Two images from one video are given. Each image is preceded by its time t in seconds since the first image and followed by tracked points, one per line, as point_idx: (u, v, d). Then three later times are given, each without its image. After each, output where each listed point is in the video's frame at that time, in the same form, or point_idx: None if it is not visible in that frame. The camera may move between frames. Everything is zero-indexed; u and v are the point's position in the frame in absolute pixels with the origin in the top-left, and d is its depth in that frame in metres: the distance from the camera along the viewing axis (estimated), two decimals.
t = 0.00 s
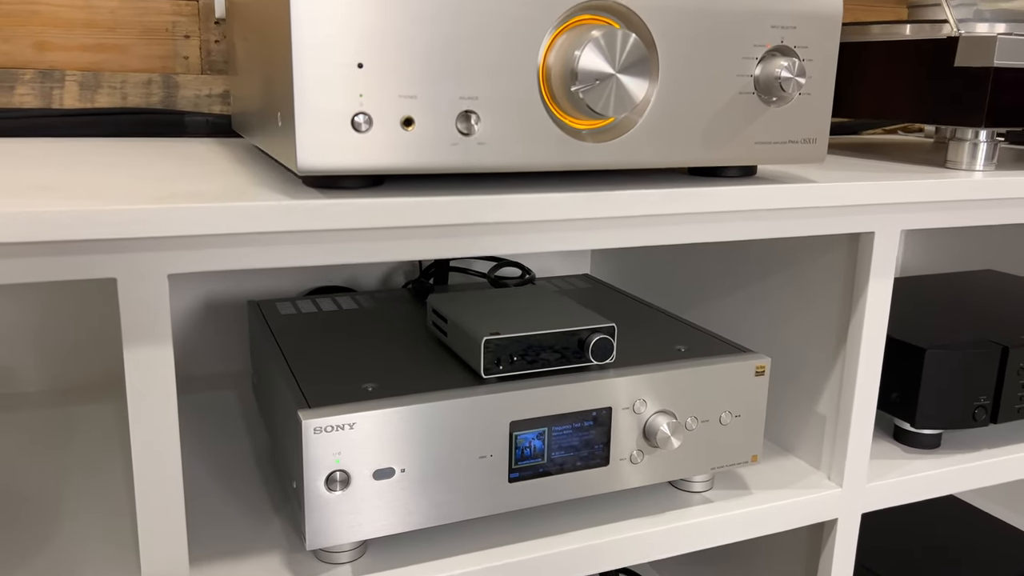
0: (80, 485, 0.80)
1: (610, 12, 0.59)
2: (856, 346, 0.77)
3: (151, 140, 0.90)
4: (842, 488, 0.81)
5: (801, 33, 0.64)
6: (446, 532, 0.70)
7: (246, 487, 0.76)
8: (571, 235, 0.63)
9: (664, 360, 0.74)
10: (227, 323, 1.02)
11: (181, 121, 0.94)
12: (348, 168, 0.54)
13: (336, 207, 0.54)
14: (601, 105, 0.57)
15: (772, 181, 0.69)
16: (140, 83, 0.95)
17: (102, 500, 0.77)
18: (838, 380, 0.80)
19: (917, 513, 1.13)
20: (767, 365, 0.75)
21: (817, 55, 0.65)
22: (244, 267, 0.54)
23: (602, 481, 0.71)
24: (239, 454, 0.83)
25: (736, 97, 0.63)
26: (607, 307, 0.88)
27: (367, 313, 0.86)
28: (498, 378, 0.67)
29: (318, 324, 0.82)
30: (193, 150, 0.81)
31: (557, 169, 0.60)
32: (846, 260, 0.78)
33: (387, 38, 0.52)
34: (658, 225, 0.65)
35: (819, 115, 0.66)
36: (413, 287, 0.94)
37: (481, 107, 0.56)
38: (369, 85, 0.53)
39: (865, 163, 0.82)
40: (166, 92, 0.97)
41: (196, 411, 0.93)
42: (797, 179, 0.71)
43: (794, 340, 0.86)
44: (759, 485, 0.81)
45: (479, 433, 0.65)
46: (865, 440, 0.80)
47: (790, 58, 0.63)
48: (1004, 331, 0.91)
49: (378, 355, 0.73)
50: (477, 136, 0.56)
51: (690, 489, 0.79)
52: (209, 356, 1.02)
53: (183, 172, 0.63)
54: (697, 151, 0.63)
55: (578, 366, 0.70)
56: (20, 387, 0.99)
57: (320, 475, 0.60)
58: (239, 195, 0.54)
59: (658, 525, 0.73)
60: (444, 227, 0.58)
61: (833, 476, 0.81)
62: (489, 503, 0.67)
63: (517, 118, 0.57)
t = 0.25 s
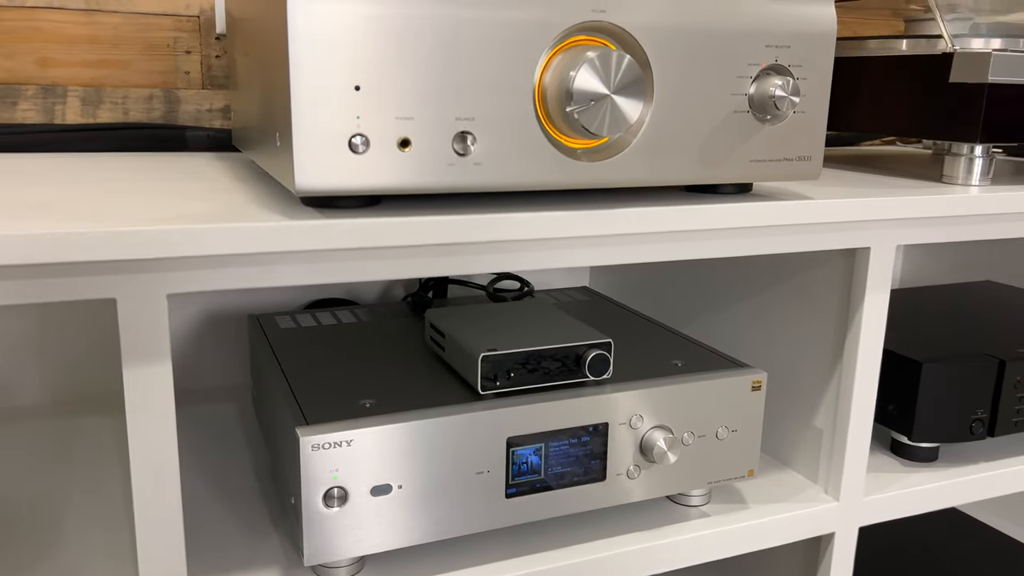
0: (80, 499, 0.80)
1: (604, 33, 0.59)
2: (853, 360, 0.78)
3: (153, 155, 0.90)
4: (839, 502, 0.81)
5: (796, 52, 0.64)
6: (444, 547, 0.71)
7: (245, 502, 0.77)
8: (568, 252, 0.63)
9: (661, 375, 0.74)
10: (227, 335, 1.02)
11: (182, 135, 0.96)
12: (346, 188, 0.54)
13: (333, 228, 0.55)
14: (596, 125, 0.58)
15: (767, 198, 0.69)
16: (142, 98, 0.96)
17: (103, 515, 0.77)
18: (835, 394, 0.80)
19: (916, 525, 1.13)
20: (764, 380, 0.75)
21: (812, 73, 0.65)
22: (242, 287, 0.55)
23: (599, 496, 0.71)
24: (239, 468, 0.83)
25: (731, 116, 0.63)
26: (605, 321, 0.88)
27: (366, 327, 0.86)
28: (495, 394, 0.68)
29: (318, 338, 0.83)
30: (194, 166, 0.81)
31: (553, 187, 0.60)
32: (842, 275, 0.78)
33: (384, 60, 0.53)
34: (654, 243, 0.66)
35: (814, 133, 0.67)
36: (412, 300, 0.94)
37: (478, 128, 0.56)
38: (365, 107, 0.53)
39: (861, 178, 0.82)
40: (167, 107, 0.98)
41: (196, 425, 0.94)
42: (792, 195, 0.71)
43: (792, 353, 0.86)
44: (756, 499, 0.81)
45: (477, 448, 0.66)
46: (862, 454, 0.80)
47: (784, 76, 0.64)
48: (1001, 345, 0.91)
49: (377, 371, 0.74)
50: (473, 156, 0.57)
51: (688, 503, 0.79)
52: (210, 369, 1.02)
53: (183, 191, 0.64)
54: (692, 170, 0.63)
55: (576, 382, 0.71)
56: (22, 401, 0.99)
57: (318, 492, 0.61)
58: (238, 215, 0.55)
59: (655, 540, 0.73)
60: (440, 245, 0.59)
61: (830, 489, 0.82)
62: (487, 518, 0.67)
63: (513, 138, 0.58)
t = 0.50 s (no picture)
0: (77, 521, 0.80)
1: (599, 60, 0.59)
2: (850, 382, 0.78)
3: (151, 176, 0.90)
4: (837, 524, 0.80)
5: (791, 78, 0.65)
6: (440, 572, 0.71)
7: (241, 525, 0.76)
8: (563, 278, 0.63)
9: (657, 398, 0.74)
10: (224, 354, 1.02)
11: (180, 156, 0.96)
12: (340, 218, 0.54)
13: (328, 257, 0.55)
14: (590, 153, 0.58)
15: (763, 222, 0.69)
16: (141, 118, 0.96)
17: (99, 537, 0.77)
18: (833, 416, 0.80)
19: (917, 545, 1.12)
20: (761, 403, 0.75)
21: (807, 99, 0.65)
22: (237, 316, 0.55)
23: (596, 521, 0.71)
24: (236, 490, 0.83)
25: (726, 142, 0.63)
26: (602, 342, 0.88)
27: (363, 347, 0.86)
28: (491, 419, 0.68)
29: (315, 360, 0.83)
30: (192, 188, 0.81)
31: (547, 214, 0.60)
32: (839, 298, 0.78)
33: (378, 90, 0.53)
34: (650, 268, 0.66)
35: (809, 158, 0.67)
36: (410, 320, 0.94)
37: (472, 156, 0.56)
38: (359, 137, 0.53)
39: (858, 200, 0.82)
40: (166, 127, 0.98)
41: (194, 445, 0.93)
42: (789, 219, 0.71)
43: (789, 374, 0.86)
44: (754, 522, 0.81)
45: (472, 474, 0.65)
46: (860, 476, 0.80)
47: (779, 102, 0.64)
48: (1001, 365, 0.90)
49: (373, 395, 0.73)
50: (467, 184, 0.57)
51: (686, 526, 0.79)
52: (207, 388, 1.02)
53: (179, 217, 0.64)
54: (688, 196, 0.63)
55: (572, 406, 0.71)
56: (20, 420, 0.99)
57: (312, 519, 0.61)
58: (232, 244, 0.55)
59: (652, 564, 0.73)
60: (436, 273, 0.59)
61: (829, 512, 0.81)
62: (483, 543, 0.67)
63: (507, 166, 0.58)
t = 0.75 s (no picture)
0: (74, 546, 0.80)
1: (595, 92, 0.60)
2: (848, 407, 0.77)
3: (150, 200, 0.91)
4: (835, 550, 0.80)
5: (785, 108, 0.65)
6: None
7: (238, 550, 0.76)
8: (560, 307, 0.63)
9: (654, 425, 0.74)
10: (221, 374, 1.02)
11: (180, 177, 0.97)
12: (336, 251, 0.54)
13: (324, 289, 0.55)
14: (585, 184, 0.58)
15: (760, 250, 0.69)
16: (140, 140, 0.97)
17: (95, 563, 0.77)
18: (830, 441, 0.80)
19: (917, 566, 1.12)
20: (758, 430, 0.75)
21: (802, 128, 0.66)
22: (233, 348, 0.55)
23: (593, 548, 0.71)
24: (233, 514, 0.83)
25: (721, 172, 0.64)
26: (599, 366, 0.88)
27: (361, 371, 0.86)
28: (487, 447, 0.68)
29: (312, 384, 0.83)
30: (190, 213, 0.82)
31: (543, 245, 0.60)
32: (836, 323, 0.78)
33: (373, 125, 0.54)
34: (647, 296, 0.66)
35: (805, 187, 0.67)
36: (408, 342, 0.94)
37: (467, 188, 0.57)
38: (355, 171, 0.54)
39: (855, 225, 0.82)
40: (165, 149, 0.98)
41: (191, 467, 0.94)
42: (785, 246, 0.71)
43: (786, 398, 0.86)
44: (752, 547, 0.80)
45: (468, 503, 0.65)
46: (858, 502, 0.80)
47: (775, 132, 0.64)
48: (999, 388, 0.90)
49: (369, 421, 0.73)
50: (463, 216, 0.57)
51: (683, 552, 0.78)
52: (204, 408, 1.02)
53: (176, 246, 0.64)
54: (683, 225, 0.64)
55: (568, 433, 0.71)
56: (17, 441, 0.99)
57: (308, 549, 0.61)
58: (228, 276, 0.55)
59: None
60: (432, 304, 0.59)
61: (827, 537, 0.81)
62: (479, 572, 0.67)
63: (502, 198, 0.58)
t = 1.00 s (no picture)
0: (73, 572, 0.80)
1: (598, 121, 0.60)
2: (853, 433, 0.77)
3: (152, 223, 0.90)
4: None
5: (790, 135, 0.65)
6: None
7: None
8: (563, 335, 0.63)
9: (658, 451, 0.73)
10: (222, 393, 1.02)
11: (182, 199, 0.97)
12: (338, 282, 0.54)
13: (325, 320, 0.54)
14: (588, 214, 0.58)
15: (765, 277, 0.69)
16: (143, 161, 0.97)
17: None
18: (835, 467, 0.79)
19: None
20: (763, 456, 0.74)
21: (807, 155, 0.65)
22: (234, 379, 0.54)
23: None
24: (233, 539, 0.82)
25: (726, 199, 0.63)
26: (603, 390, 0.88)
27: (363, 394, 0.86)
28: (490, 475, 0.67)
29: (314, 407, 0.82)
30: (192, 237, 0.81)
31: (546, 273, 0.60)
32: (841, 348, 0.77)
33: (375, 155, 0.53)
34: (651, 324, 0.65)
35: (809, 214, 0.66)
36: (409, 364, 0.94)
37: (470, 218, 0.56)
38: (357, 202, 0.53)
39: (860, 249, 0.82)
40: (167, 169, 0.98)
41: (192, 490, 0.93)
42: (790, 272, 0.71)
43: (791, 422, 0.85)
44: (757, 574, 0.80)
45: (471, 532, 0.65)
46: (864, 528, 0.79)
47: (779, 159, 0.64)
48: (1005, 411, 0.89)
49: (371, 447, 0.73)
50: (466, 246, 0.57)
51: None
52: (206, 427, 1.02)
53: (177, 273, 0.64)
54: (687, 253, 0.63)
55: (572, 461, 0.70)
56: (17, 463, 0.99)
57: None
58: (230, 307, 0.55)
59: None
60: (434, 334, 0.58)
61: (832, 563, 0.80)
62: None
63: (505, 227, 0.58)
